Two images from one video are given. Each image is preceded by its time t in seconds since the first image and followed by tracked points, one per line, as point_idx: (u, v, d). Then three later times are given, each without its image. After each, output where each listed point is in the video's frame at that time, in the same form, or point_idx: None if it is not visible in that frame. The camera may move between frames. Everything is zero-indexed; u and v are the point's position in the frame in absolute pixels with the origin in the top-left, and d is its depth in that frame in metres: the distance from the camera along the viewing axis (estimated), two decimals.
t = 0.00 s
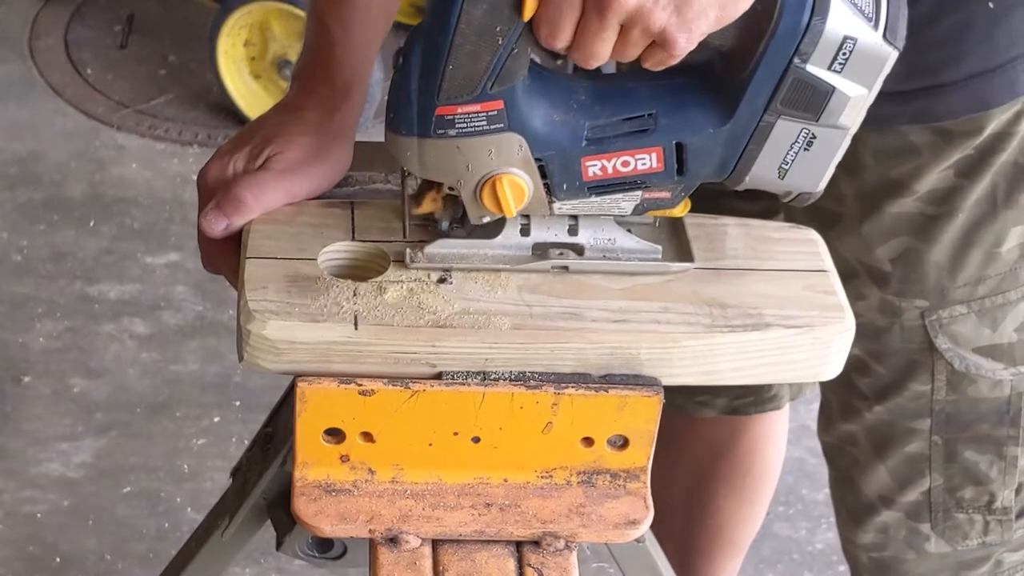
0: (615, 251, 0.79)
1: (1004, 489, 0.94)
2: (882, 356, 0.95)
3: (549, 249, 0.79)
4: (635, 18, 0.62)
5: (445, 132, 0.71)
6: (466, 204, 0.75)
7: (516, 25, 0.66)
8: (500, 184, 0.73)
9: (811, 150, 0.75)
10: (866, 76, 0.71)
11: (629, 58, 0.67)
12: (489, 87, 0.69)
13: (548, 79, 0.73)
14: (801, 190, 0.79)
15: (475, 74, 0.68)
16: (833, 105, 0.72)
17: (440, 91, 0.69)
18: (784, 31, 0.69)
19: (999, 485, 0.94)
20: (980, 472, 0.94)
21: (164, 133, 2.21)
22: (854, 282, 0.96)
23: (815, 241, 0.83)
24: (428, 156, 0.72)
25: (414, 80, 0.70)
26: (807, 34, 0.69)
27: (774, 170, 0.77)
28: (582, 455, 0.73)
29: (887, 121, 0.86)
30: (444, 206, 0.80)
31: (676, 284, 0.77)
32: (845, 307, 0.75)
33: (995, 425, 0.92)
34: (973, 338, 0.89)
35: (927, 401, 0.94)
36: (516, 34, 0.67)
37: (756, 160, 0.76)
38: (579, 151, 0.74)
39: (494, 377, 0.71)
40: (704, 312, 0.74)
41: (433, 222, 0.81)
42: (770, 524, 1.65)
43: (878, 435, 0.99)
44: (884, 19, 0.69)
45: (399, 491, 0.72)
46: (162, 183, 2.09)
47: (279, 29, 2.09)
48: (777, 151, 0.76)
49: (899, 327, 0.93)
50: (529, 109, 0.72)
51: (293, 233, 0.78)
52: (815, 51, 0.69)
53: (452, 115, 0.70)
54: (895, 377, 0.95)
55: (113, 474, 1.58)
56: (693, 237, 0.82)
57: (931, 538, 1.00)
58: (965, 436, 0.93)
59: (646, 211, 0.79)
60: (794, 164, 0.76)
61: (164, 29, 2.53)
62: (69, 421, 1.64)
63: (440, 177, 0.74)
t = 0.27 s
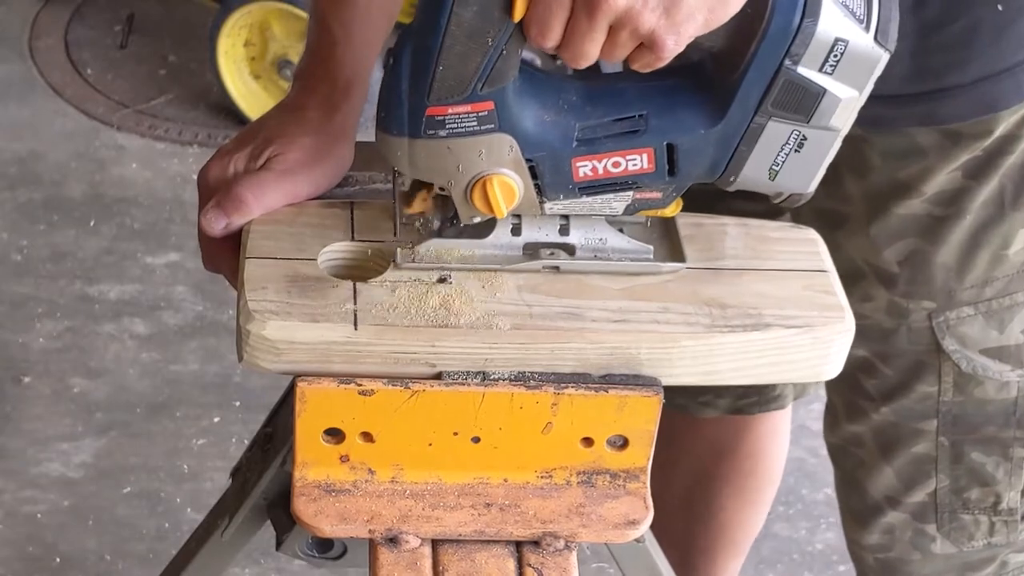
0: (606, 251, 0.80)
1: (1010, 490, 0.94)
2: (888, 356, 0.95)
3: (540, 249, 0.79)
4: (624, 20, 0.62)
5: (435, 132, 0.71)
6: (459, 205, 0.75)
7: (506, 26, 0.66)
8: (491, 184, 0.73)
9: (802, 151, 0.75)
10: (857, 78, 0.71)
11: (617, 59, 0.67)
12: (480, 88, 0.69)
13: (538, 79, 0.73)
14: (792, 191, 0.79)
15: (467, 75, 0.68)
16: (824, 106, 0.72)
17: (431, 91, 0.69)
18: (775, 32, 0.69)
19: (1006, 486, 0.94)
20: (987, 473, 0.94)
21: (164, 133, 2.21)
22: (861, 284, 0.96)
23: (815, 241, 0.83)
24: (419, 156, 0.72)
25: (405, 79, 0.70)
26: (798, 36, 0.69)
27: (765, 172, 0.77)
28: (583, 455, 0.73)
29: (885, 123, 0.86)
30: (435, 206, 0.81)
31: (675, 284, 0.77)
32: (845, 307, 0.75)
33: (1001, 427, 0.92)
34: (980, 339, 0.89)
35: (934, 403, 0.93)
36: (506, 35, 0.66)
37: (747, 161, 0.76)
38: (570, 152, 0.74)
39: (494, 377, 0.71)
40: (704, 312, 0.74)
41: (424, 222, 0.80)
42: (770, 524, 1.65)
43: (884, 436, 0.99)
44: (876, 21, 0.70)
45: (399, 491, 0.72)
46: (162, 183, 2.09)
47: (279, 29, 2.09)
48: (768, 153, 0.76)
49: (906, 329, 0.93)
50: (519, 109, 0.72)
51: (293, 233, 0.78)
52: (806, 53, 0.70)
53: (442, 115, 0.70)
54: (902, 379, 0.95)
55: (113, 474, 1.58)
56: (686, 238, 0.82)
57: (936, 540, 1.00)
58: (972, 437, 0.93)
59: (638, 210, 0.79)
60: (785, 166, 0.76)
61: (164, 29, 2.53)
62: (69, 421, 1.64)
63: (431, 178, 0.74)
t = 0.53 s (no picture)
0: (602, 251, 0.79)
1: None
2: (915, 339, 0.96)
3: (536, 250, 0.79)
4: (624, 22, 0.62)
5: (431, 133, 0.71)
6: (454, 204, 0.75)
7: (502, 27, 0.66)
8: (487, 185, 0.73)
9: (797, 154, 0.75)
10: (853, 81, 0.71)
11: (615, 61, 0.67)
12: (476, 89, 0.69)
13: (535, 80, 0.74)
14: (788, 194, 0.79)
15: (463, 75, 0.68)
16: (820, 109, 0.72)
17: (427, 92, 0.69)
18: (771, 33, 0.69)
19: None
20: (1007, 459, 0.95)
21: (165, 133, 2.21)
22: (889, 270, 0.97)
23: (816, 241, 0.83)
24: (416, 156, 0.72)
25: (401, 79, 0.70)
26: (794, 38, 0.69)
27: (761, 173, 0.77)
28: (583, 455, 0.73)
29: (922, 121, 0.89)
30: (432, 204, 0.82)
31: (674, 285, 0.77)
32: (845, 308, 0.75)
33: None
34: (1009, 327, 0.92)
35: (959, 386, 0.95)
36: (503, 36, 0.66)
37: (743, 162, 0.76)
38: (566, 153, 0.74)
39: (494, 377, 0.71)
40: (704, 312, 0.74)
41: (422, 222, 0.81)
42: (770, 523, 1.65)
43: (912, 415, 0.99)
44: (872, 24, 0.69)
45: (399, 491, 0.72)
46: (162, 183, 2.09)
47: (279, 29, 2.09)
48: (765, 154, 0.75)
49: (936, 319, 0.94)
50: (516, 110, 0.72)
51: (293, 233, 0.78)
52: (802, 55, 0.69)
53: (439, 116, 0.70)
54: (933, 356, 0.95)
55: (113, 474, 1.58)
56: (680, 238, 0.82)
57: (952, 523, 1.01)
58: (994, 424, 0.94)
59: (633, 211, 0.79)
60: (781, 168, 0.76)
61: (164, 29, 2.53)
62: (69, 421, 1.64)
63: (428, 178, 0.74)
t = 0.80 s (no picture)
0: (594, 251, 0.79)
1: (1013, 485, 0.94)
2: (901, 345, 0.95)
3: (529, 250, 0.79)
4: (614, 19, 0.62)
5: (423, 133, 0.71)
6: (447, 205, 0.75)
7: (495, 26, 0.66)
8: (479, 185, 0.73)
9: (790, 154, 0.75)
10: (845, 80, 0.71)
11: (607, 60, 0.67)
12: (468, 88, 0.69)
13: (528, 79, 0.74)
14: (782, 194, 0.79)
15: (456, 73, 0.68)
16: (813, 109, 0.72)
17: (420, 91, 0.69)
18: (764, 32, 0.69)
19: (1010, 481, 0.94)
20: (991, 468, 0.94)
21: (164, 133, 2.21)
22: (876, 271, 0.95)
23: (816, 241, 0.83)
24: (408, 156, 0.72)
25: (393, 78, 0.70)
26: (787, 38, 0.69)
27: (754, 174, 0.77)
28: (583, 455, 0.73)
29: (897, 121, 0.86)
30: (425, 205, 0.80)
31: (674, 284, 0.77)
32: (845, 307, 0.75)
33: (1007, 421, 0.92)
34: (987, 333, 0.90)
35: (942, 392, 0.94)
36: (495, 35, 0.67)
37: (735, 163, 0.76)
38: (559, 152, 0.74)
39: (494, 377, 0.71)
40: (704, 312, 0.74)
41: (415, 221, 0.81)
42: (770, 523, 1.65)
43: (897, 423, 0.99)
44: (864, 24, 0.70)
45: (399, 491, 0.72)
46: (162, 183, 2.09)
47: (279, 29, 2.09)
48: (757, 155, 0.76)
49: (917, 319, 0.93)
50: (508, 109, 0.72)
51: (294, 233, 0.78)
52: (794, 55, 0.70)
53: (431, 115, 0.70)
54: (913, 367, 0.95)
55: (113, 474, 1.58)
56: (674, 237, 0.82)
57: (939, 529, 1.00)
58: (978, 430, 0.94)
59: (626, 211, 0.80)
60: (773, 169, 0.76)
61: (164, 29, 2.53)
62: (69, 421, 1.64)
63: (420, 178, 0.74)
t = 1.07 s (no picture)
0: (585, 251, 0.80)
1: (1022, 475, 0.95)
2: (912, 335, 0.96)
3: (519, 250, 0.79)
4: (605, 22, 0.62)
5: (414, 133, 0.71)
6: (437, 205, 0.75)
7: (485, 27, 0.66)
8: (470, 185, 0.73)
9: (782, 154, 0.76)
10: (836, 83, 0.71)
11: (598, 61, 0.67)
12: (459, 89, 0.69)
13: (518, 80, 0.74)
14: (773, 194, 0.79)
15: (446, 75, 0.68)
16: (804, 110, 0.72)
17: (410, 92, 0.69)
18: (754, 35, 0.69)
19: (1020, 469, 0.94)
20: (1001, 457, 0.95)
21: (165, 133, 2.21)
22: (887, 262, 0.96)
23: (816, 241, 0.83)
24: (399, 156, 0.72)
25: (383, 79, 0.70)
26: (777, 40, 0.69)
27: (745, 174, 0.77)
28: (583, 455, 0.73)
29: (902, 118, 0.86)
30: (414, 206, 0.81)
31: (674, 284, 0.77)
32: (845, 307, 0.75)
33: (1018, 409, 0.93)
34: (999, 322, 0.90)
35: (953, 382, 0.94)
36: (485, 36, 0.67)
37: (726, 164, 0.76)
38: (549, 153, 0.74)
39: (494, 377, 0.71)
40: (704, 311, 0.74)
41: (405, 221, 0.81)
42: (770, 523, 1.65)
43: (906, 413, 0.99)
44: (855, 26, 0.70)
45: (399, 491, 0.72)
46: (162, 183, 2.09)
47: (279, 29, 2.09)
48: (748, 156, 0.76)
49: (928, 308, 0.93)
50: (498, 110, 0.72)
51: (293, 233, 0.78)
52: (785, 57, 0.70)
53: (422, 116, 0.70)
54: (923, 356, 0.95)
55: (113, 474, 1.58)
56: (665, 238, 0.82)
57: (948, 519, 1.00)
58: (988, 419, 0.94)
59: (618, 212, 0.80)
60: (765, 169, 0.76)
61: (164, 29, 2.53)
62: (70, 421, 1.64)
63: (411, 178, 0.74)
